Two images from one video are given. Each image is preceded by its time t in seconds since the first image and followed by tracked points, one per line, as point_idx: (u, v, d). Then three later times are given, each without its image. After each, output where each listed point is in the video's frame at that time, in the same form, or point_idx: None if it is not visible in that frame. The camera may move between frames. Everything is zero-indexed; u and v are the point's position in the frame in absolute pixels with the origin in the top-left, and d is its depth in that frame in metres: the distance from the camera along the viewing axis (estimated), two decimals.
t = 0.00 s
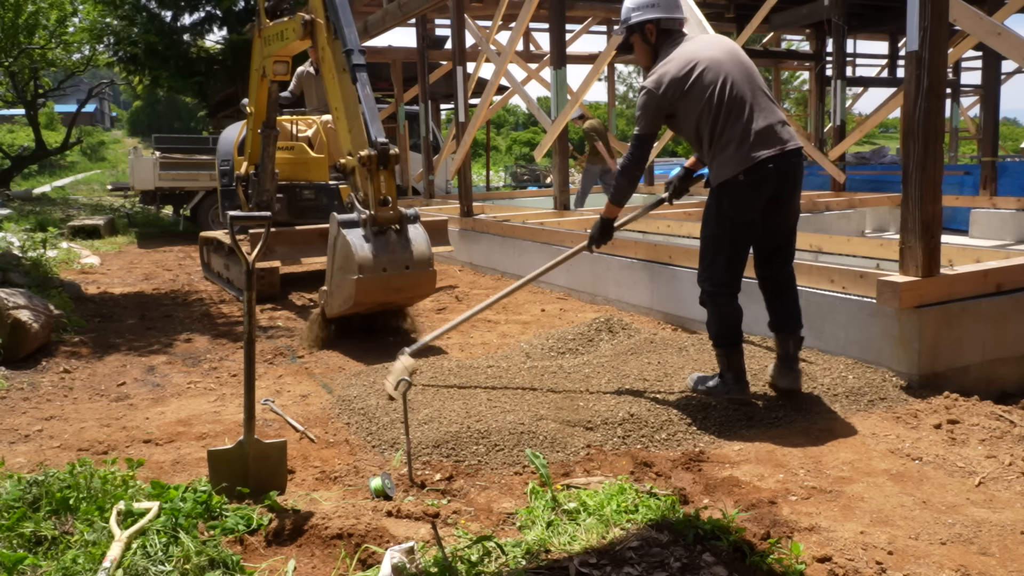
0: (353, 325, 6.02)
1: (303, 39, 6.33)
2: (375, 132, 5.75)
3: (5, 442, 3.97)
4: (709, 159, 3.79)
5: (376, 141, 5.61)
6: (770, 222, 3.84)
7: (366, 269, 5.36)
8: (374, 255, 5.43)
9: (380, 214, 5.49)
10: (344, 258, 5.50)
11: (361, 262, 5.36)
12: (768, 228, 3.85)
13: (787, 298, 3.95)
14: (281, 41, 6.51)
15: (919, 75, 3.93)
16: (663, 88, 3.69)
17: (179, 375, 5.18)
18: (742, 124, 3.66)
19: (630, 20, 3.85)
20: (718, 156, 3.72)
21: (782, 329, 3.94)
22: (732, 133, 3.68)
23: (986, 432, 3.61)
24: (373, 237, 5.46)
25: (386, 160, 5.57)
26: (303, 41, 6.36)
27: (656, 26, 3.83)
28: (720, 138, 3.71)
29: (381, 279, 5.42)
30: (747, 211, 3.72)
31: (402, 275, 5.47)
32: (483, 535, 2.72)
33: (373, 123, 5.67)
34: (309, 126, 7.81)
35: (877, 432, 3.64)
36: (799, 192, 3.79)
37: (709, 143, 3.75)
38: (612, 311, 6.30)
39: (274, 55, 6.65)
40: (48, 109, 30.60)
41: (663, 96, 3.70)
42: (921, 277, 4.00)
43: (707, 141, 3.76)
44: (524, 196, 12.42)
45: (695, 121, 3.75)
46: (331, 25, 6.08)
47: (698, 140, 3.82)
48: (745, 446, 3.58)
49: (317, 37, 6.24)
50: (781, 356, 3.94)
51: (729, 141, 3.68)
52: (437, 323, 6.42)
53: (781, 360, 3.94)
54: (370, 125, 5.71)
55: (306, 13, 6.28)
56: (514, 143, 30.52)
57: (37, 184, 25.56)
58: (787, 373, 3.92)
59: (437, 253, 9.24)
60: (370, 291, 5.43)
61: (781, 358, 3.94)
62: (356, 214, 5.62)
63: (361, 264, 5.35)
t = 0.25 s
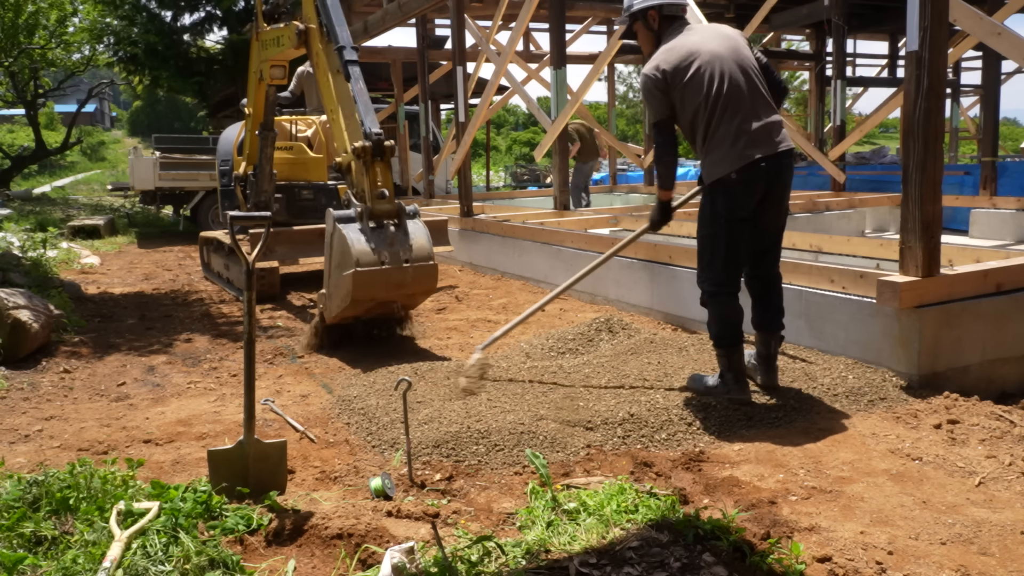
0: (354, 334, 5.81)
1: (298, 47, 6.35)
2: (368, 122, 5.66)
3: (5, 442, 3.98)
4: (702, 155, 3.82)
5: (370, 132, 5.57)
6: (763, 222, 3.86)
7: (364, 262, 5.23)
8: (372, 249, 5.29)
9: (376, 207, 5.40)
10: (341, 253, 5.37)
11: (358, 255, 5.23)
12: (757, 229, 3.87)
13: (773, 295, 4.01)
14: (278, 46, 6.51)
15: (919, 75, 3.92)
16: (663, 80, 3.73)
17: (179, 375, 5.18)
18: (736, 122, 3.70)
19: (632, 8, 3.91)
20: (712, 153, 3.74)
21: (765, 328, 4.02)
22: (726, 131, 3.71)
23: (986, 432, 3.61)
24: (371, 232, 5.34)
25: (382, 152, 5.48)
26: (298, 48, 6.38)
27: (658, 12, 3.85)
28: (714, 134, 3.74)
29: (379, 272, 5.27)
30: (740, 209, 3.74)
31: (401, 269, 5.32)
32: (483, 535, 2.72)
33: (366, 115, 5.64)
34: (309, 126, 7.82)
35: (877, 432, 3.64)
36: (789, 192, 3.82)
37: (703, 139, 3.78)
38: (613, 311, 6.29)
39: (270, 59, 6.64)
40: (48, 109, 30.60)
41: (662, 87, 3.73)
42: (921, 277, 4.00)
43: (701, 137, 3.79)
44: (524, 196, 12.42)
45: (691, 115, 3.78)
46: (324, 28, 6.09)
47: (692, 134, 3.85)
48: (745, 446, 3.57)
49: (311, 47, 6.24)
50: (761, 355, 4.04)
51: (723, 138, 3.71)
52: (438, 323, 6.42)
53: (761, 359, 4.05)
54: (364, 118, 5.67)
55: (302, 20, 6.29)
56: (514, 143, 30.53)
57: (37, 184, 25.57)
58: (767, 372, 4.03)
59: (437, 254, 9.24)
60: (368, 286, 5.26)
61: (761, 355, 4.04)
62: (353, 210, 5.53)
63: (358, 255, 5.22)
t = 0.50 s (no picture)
0: (357, 343, 5.64)
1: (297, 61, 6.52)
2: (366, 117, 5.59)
3: (5, 442, 3.97)
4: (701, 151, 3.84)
5: (368, 129, 5.43)
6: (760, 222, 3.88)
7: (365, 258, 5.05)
8: (373, 246, 5.12)
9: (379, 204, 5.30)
10: (342, 251, 5.19)
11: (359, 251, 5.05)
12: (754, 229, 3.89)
13: (769, 294, 4.04)
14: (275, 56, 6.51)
15: (919, 75, 3.92)
16: (667, 74, 3.75)
17: (179, 375, 5.18)
18: (734, 124, 3.71)
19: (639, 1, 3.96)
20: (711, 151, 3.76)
21: (758, 324, 4.07)
22: (725, 130, 3.72)
23: (986, 432, 3.61)
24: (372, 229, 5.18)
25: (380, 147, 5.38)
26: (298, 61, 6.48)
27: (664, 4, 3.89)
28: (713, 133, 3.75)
29: (381, 269, 5.08)
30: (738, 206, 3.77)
31: (403, 265, 5.13)
32: (483, 535, 2.72)
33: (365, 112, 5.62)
34: (309, 126, 7.84)
35: (877, 432, 3.64)
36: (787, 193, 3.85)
37: (704, 138, 3.79)
38: (613, 311, 6.29)
39: (270, 67, 6.52)
40: (48, 109, 30.61)
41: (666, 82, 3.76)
42: (921, 277, 4.00)
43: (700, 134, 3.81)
44: (524, 196, 12.42)
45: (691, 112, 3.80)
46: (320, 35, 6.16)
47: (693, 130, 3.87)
48: (745, 446, 3.58)
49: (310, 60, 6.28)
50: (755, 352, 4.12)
51: (721, 138, 3.73)
52: (438, 323, 6.42)
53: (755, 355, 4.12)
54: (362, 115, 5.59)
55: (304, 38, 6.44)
56: (514, 143, 30.52)
57: (37, 184, 25.57)
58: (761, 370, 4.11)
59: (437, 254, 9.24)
60: (370, 284, 5.07)
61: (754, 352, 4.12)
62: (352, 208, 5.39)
63: (358, 251, 5.04)
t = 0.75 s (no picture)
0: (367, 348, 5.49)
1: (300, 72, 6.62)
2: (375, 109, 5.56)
3: (5, 442, 3.97)
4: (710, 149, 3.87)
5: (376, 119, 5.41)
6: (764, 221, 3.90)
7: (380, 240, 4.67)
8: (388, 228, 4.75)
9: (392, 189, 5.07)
10: (356, 238, 4.83)
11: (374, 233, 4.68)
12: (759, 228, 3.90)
13: (777, 299, 4.01)
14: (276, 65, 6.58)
15: (918, 75, 3.92)
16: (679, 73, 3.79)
17: (179, 375, 5.18)
18: (744, 124, 3.73)
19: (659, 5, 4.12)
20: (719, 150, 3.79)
21: (763, 330, 4.06)
22: (734, 130, 3.75)
23: (986, 432, 3.61)
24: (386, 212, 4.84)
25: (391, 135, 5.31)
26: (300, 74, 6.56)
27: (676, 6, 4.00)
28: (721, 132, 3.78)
29: (397, 250, 4.68)
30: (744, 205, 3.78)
31: (421, 246, 4.73)
32: (483, 535, 2.72)
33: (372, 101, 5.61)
34: (309, 126, 7.84)
35: (878, 432, 3.64)
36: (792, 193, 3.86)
37: (711, 136, 3.82)
38: (613, 311, 6.29)
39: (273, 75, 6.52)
40: (48, 109, 30.62)
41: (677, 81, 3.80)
42: (921, 277, 4.00)
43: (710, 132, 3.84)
44: (524, 196, 12.42)
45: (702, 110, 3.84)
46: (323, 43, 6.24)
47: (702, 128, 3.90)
48: (745, 446, 3.58)
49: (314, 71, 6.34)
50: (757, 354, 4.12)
51: (731, 137, 3.75)
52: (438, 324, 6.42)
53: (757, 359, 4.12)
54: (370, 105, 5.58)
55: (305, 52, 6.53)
56: (514, 143, 30.51)
57: (37, 184, 25.58)
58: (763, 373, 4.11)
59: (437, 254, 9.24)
60: (386, 267, 4.67)
61: (757, 355, 4.12)
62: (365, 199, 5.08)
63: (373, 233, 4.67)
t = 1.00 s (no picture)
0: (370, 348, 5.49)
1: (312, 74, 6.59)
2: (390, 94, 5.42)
3: (5, 442, 3.97)
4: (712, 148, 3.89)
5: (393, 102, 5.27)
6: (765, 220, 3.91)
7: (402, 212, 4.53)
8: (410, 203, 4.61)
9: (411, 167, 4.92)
10: (376, 217, 4.68)
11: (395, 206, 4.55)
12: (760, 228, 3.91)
13: (777, 298, 4.02)
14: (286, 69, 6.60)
15: (918, 75, 3.92)
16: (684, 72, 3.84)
17: (178, 375, 5.18)
18: (742, 124, 3.74)
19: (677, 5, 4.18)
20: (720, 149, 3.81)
21: (763, 330, 4.06)
22: (734, 129, 3.76)
23: (986, 432, 3.61)
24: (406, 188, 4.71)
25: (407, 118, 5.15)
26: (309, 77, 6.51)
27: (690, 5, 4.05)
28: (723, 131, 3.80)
29: (420, 222, 4.52)
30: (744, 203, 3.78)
31: (444, 218, 4.58)
32: (483, 535, 2.72)
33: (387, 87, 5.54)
34: (310, 126, 7.84)
35: (878, 431, 3.63)
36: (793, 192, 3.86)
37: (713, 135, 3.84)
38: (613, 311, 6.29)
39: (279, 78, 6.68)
40: (48, 109, 30.64)
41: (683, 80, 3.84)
42: (921, 277, 4.00)
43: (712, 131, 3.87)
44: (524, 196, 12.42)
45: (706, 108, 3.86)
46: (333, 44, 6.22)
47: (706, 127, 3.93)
48: (745, 446, 3.58)
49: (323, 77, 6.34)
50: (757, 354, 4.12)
51: (730, 137, 3.77)
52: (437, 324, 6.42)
53: (756, 358, 4.12)
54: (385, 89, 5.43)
55: (312, 52, 6.44)
56: (514, 144, 30.50)
57: (36, 184, 25.59)
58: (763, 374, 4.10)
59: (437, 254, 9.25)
60: (409, 240, 4.50)
61: (757, 356, 4.11)
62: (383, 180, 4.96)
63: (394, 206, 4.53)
